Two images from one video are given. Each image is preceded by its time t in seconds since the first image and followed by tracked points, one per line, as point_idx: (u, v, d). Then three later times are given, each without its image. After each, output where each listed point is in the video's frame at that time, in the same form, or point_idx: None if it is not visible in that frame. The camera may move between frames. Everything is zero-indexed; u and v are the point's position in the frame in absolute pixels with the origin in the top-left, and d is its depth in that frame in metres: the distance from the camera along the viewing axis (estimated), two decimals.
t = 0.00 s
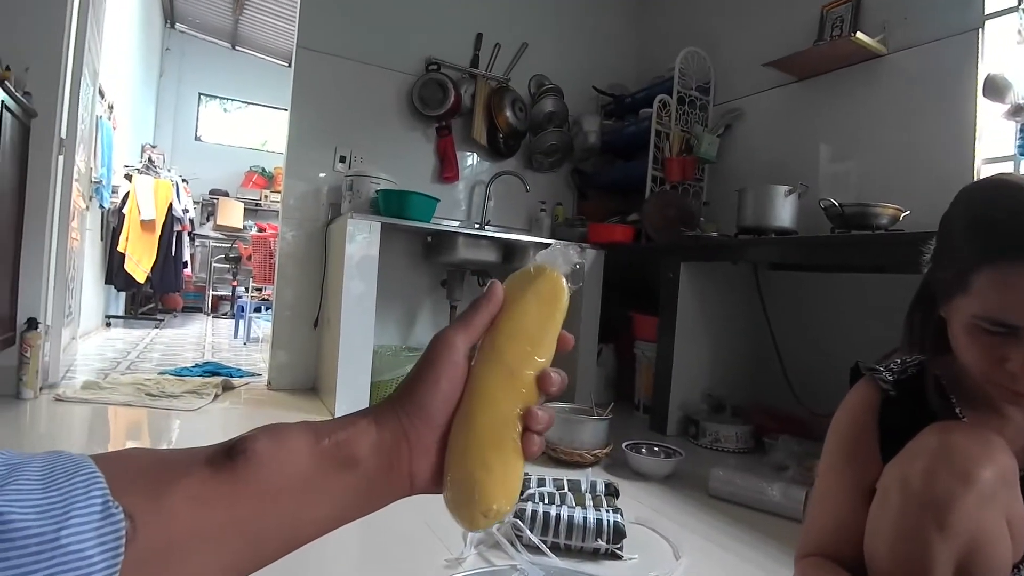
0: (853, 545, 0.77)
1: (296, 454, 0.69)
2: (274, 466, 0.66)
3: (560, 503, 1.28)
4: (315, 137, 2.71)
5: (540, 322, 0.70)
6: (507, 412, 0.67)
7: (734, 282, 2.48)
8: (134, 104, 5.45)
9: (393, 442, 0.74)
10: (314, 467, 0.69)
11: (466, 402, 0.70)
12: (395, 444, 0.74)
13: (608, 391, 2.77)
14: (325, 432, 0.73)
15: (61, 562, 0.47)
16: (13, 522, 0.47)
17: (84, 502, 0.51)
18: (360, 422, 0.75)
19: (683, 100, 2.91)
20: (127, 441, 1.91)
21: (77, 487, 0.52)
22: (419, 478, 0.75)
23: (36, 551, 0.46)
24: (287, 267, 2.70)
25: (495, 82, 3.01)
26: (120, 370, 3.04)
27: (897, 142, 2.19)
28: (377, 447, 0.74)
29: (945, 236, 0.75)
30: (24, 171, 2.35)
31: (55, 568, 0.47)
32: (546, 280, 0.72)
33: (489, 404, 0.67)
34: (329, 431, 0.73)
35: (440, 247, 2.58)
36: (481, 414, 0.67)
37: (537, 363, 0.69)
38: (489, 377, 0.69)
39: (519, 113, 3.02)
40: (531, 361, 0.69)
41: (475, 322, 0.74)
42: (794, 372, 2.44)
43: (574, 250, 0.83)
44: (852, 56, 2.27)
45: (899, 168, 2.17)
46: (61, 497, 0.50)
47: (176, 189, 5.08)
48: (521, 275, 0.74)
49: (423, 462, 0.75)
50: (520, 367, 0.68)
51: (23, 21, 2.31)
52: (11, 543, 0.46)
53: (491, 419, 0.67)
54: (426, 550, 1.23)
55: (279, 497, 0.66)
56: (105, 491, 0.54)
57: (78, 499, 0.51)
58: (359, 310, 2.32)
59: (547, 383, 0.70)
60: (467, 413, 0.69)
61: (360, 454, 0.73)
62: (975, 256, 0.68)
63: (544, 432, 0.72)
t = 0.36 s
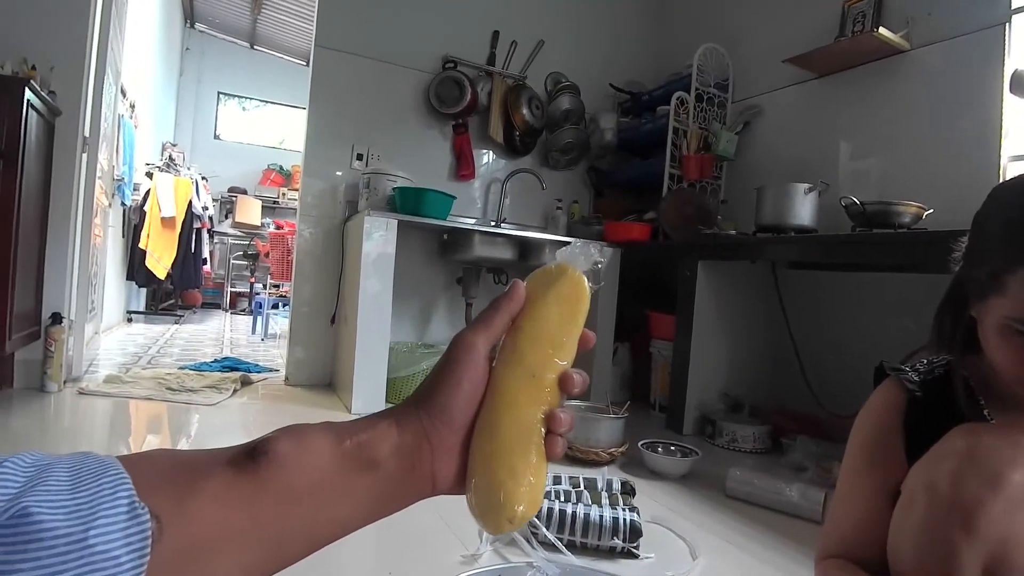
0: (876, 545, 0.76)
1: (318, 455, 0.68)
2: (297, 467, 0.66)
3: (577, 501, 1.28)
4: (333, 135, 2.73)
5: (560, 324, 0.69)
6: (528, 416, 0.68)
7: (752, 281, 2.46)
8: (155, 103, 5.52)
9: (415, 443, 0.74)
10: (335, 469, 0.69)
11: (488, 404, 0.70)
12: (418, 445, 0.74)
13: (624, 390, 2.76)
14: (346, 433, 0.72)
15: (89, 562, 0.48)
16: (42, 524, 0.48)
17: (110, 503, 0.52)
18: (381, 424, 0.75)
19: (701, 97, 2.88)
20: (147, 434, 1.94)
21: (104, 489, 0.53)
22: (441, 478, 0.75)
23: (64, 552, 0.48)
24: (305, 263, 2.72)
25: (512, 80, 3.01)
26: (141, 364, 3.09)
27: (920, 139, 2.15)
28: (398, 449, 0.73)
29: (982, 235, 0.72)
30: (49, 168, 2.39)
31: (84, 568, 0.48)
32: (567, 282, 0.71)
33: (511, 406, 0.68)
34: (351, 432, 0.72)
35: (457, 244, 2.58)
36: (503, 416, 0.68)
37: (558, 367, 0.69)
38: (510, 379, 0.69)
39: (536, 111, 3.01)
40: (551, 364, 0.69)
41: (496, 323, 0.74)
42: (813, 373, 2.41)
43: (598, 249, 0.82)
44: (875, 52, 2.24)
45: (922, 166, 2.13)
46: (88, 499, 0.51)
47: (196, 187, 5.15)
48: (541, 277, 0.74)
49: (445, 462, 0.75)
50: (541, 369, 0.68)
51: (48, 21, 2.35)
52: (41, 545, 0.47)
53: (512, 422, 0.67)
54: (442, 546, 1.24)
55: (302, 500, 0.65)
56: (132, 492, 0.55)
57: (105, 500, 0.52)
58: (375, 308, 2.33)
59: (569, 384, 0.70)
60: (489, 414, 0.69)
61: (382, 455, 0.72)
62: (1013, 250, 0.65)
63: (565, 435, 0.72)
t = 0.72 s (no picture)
0: (885, 546, 0.75)
1: (328, 471, 0.66)
2: (307, 484, 0.64)
3: (582, 495, 1.28)
4: (339, 129, 2.73)
5: (565, 339, 0.69)
6: (539, 430, 0.67)
7: (760, 276, 2.45)
8: (163, 97, 5.54)
9: (427, 461, 0.71)
10: (344, 487, 0.66)
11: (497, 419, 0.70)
12: (429, 463, 0.71)
13: (630, 384, 2.76)
14: (356, 449, 0.70)
15: None
16: (52, 542, 0.49)
17: (119, 518, 0.53)
18: (392, 440, 0.72)
19: (709, 90, 2.86)
20: (156, 427, 1.96)
21: (114, 504, 0.54)
22: (454, 496, 0.72)
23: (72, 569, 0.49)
24: (312, 257, 2.73)
25: (518, 73, 2.99)
26: (150, 357, 3.11)
27: (931, 132, 2.12)
28: (409, 468, 0.70)
29: (993, 228, 0.71)
30: (58, 162, 2.40)
31: None
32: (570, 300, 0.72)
33: (522, 421, 0.67)
34: (363, 448, 0.70)
35: (463, 238, 2.56)
36: (513, 432, 0.67)
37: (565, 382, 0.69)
38: (520, 394, 0.68)
39: (543, 104, 3.00)
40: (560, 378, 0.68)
41: (501, 334, 0.72)
42: (821, 367, 2.40)
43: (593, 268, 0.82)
44: (885, 43, 2.21)
45: (933, 159, 2.11)
46: (99, 515, 0.53)
47: (203, 181, 5.17)
48: (545, 293, 0.74)
49: (457, 479, 0.72)
50: (549, 384, 0.68)
51: (56, 15, 2.36)
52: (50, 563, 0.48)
53: (524, 438, 0.66)
54: (447, 539, 1.24)
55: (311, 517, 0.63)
56: (142, 507, 0.56)
57: (114, 516, 0.53)
58: (380, 302, 2.33)
59: (581, 399, 0.71)
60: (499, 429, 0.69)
61: (393, 472, 0.69)
62: None
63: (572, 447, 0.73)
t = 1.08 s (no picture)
0: (883, 544, 0.75)
1: (332, 473, 0.66)
2: (310, 484, 0.64)
3: (584, 489, 1.28)
4: (343, 123, 2.73)
5: (563, 348, 0.73)
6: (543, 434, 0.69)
7: (764, 272, 2.45)
8: (167, 90, 5.54)
9: (429, 461, 0.71)
10: (348, 487, 0.66)
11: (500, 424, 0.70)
12: (431, 462, 0.71)
13: (632, 379, 2.76)
14: (358, 450, 0.70)
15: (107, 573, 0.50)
16: (62, 536, 0.50)
17: (128, 513, 0.54)
18: (393, 441, 0.72)
19: (714, 85, 2.84)
20: (161, 419, 1.97)
21: (124, 500, 0.55)
22: (455, 496, 0.72)
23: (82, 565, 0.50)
24: (315, 251, 2.73)
25: (523, 67, 2.98)
26: (154, 350, 3.12)
27: (937, 129, 2.11)
28: (410, 468, 0.70)
29: (999, 225, 0.71)
30: (63, 155, 2.41)
31: None
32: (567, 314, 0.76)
33: (527, 425, 0.68)
34: (365, 450, 0.70)
35: (466, 232, 2.56)
36: (518, 432, 0.68)
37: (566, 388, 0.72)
38: (525, 400, 0.70)
39: (547, 98, 2.99)
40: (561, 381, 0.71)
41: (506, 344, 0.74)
42: (824, 364, 2.40)
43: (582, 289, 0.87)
44: (893, 38, 2.19)
45: (939, 155, 2.10)
46: (108, 511, 0.53)
47: (208, 174, 5.17)
48: (541, 306, 0.77)
49: (458, 479, 0.72)
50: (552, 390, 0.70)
51: (60, 7, 2.36)
52: (60, 556, 0.49)
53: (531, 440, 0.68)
54: (449, 533, 1.25)
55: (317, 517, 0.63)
56: (150, 503, 0.56)
57: (123, 510, 0.54)
58: (384, 296, 2.33)
59: (580, 397, 0.74)
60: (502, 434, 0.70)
61: (395, 472, 0.69)
62: None
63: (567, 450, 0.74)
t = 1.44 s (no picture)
0: (872, 542, 0.76)
1: (316, 489, 0.65)
2: (295, 501, 0.62)
3: (584, 488, 1.28)
4: (346, 120, 2.73)
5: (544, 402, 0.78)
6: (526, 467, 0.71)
7: (766, 273, 2.45)
8: (171, 86, 5.54)
9: (410, 477, 0.70)
10: (330, 501, 0.65)
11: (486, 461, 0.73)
12: (411, 479, 0.70)
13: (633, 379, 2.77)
14: (338, 467, 0.68)
15: None
16: (50, 548, 0.46)
17: (117, 528, 0.50)
18: (373, 457, 0.71)
19: (718, 85, 2.84)
20: (163, 414, 1.97)
21: (113, 514, 0.51)
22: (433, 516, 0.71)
23: None
24: (318, 248, 2.74)
25: (526, 65, 2.98)
26: (155, 345, 3.13)
27: (941, 131, 2.11)
28: (390, 486, 0.69)
29: (999, 228, 0.70)
30: (67, 151, 2.42)
31: None
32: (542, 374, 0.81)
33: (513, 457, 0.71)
34: (345, 467, 0.69)
35: (469, 230, 2.56)
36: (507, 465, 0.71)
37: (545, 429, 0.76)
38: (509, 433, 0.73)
39: (550, 97, 2.99)
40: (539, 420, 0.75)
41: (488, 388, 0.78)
42: (825, 365, 2.40)
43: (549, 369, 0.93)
44: (897, 41, 2.19)
45: (943, 158, 2.10)
46: (98, 523, 0.49)
47: (210, 170, 5.18)
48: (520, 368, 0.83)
49: (436, 497, 0.72)
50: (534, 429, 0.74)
51: (65, 3, 2.36)
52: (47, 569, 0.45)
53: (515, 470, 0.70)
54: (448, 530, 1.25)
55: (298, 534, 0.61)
56: (139, 520, 0.52)
57: (113, 525, 0.50)
58: (386, 294, 2.33)
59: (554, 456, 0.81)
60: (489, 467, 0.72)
61: (376, 489, 0.68)
62: None
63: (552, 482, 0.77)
